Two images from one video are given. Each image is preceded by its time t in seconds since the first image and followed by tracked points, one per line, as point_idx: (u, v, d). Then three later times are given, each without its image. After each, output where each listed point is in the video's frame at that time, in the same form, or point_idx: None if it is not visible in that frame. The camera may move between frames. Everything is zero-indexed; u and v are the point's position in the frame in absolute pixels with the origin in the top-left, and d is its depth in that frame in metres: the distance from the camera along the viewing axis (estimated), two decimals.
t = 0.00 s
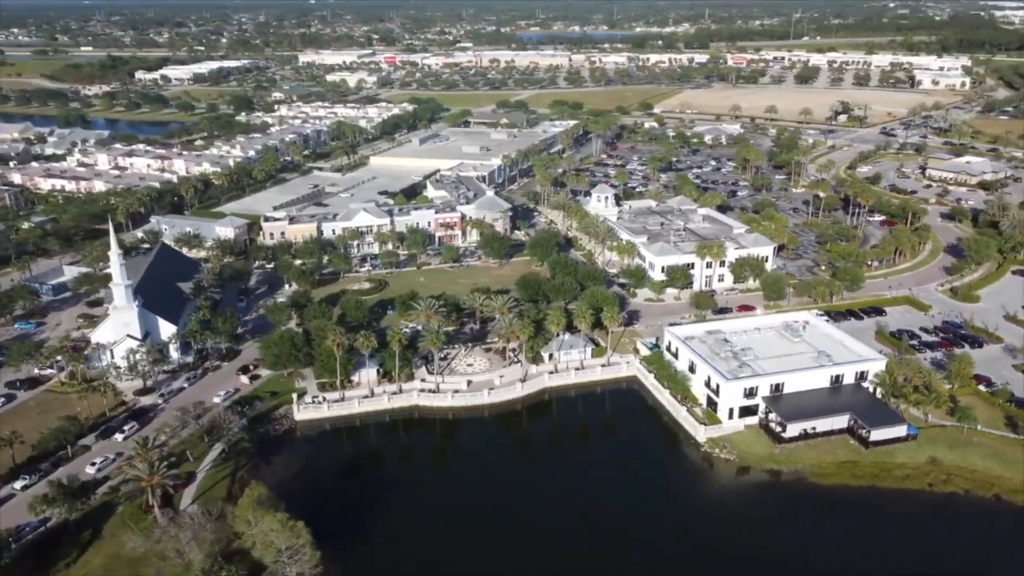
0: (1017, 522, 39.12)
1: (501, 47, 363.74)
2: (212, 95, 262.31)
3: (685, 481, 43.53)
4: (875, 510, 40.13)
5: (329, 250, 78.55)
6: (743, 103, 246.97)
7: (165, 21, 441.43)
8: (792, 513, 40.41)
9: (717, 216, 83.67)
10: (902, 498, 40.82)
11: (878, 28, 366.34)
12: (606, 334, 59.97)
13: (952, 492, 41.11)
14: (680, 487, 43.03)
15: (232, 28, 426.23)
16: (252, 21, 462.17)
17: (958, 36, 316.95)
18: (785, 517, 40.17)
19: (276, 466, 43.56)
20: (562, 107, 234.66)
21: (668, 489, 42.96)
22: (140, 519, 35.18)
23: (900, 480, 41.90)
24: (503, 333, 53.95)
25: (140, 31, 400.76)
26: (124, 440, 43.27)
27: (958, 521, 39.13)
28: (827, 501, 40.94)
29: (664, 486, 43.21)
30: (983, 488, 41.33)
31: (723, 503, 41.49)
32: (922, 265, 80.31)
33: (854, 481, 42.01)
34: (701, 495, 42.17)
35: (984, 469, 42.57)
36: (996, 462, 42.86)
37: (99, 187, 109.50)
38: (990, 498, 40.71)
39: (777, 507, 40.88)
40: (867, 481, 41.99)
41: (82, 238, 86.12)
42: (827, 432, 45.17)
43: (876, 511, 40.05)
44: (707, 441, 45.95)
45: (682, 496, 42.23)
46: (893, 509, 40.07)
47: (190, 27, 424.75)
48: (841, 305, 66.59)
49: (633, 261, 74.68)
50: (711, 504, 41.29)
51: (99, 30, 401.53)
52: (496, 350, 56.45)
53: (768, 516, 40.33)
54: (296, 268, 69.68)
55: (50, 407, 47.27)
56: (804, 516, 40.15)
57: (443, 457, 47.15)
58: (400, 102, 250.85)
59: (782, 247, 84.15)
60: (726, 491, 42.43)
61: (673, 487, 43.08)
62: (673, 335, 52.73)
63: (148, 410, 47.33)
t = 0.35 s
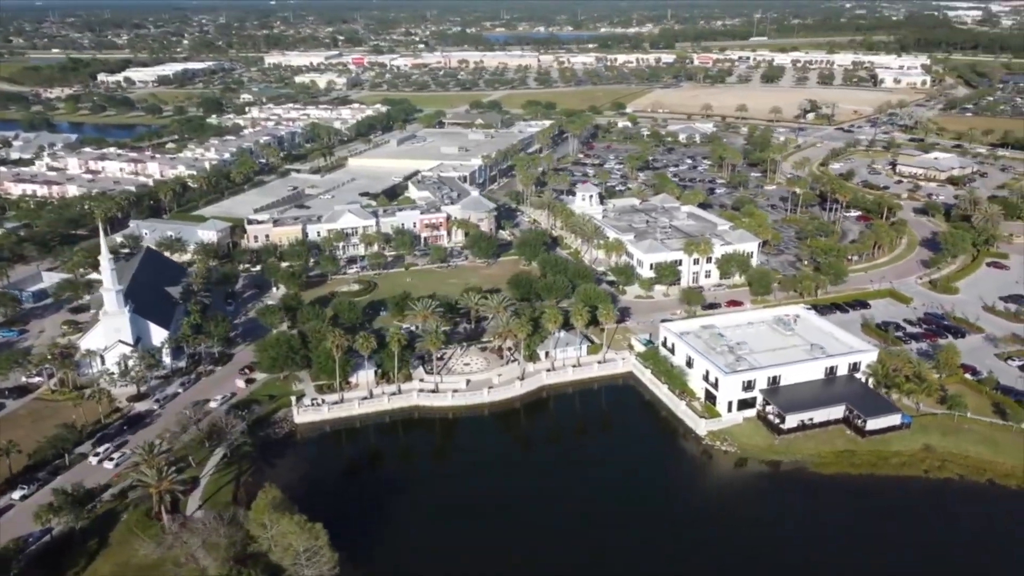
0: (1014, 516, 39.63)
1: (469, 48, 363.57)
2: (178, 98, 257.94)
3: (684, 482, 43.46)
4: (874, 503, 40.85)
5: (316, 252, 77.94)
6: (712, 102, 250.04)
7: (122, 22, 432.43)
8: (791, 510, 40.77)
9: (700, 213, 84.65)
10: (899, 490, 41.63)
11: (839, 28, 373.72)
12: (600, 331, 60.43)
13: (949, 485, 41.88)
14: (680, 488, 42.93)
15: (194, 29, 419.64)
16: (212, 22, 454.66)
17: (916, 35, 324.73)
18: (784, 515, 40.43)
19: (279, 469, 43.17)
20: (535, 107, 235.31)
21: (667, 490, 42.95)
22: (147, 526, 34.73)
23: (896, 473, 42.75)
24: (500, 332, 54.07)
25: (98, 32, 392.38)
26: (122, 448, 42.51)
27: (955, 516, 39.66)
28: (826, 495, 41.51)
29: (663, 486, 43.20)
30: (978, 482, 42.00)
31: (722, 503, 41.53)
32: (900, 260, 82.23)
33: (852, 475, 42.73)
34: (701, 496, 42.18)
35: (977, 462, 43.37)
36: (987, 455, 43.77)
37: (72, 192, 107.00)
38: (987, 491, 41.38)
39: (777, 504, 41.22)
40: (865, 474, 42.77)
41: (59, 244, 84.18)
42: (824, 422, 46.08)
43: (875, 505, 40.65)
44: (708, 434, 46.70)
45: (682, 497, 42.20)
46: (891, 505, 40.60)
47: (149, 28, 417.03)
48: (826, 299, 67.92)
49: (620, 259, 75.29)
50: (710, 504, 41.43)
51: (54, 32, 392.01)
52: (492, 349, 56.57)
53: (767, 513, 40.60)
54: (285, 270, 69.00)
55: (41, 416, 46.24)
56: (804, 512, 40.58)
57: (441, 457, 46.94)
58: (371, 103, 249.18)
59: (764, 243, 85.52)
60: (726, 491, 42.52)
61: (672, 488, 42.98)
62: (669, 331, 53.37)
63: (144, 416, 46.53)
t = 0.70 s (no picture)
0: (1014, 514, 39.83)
1: (436, 49, 362.83)
2: (142, 100, 252.97)
3: (685, 482, 43.42)
4: (874, 496, 41.39)
5: (302, 254, 77.28)
6: (681, 101, 252.83)
7: (78, 23, 422.27)
8: (791, 507, 41.04)
9: (683, 210, 85.68)
10: (899, 484, 42.23)
11: (799, 28, 381.00)
12: (593, 327, 60.87)
13: (949, 480, 42.29)
14: (680, 489, 42.93)
15: (154, 30, 411.99)
16: (172, 23, 446.29)
17: (875, 34, 332.24)
18: (786, 514, 40.51)
19: (284, 472, 42.82)
20: (507, 107, 235.55)
21: (667, 489, 43.00)
22: (157, 532, 34.21)
23: (896, 467, 43.38)
24: (498, 329, 54.24)
25: (54, 34, 383.06)
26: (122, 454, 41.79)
27: (954, 513, 40.00)
28: (826, 491, 41.90)
29: (664, 486, 43.23)
30: (978, 479, 42.35)
31: (723, 502, 41.55)
32: (878, 253, 84.30)
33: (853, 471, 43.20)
34: (701, 496, 42.14)
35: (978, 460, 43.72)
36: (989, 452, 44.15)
37: (43, 197, 104.47)
38: (987, 488, 41.60)
39: (777, 502, 41.41)
40: (865, 469, 43.33)
41: (35, 250, 82.18)
42: (821, 411, 47.13)
43: (875, 502, 41.03)
44: (709, 425, 47.43)
45: (682, 497, 42.21)
46: (892, 503, 40.89)
47: (106, 29, 408.08)
48: (811, 292, 69.36)
49: (608, 256, 75.97)
50: (711, 502, 41.56)
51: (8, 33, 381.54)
52: (489, 347, 56.72)
53: (767, 512, 40.74)
54: (273, 273, 68.25)
55: (35, 425, 45.23)
56: (804, 509, 40.86)
57: (440, 458, 46.86)
58: (341, 104, 247.14)
59: (746, 238, 86.94)
60: (726, 489, 42.59)
61: (672, 488, 42.99)
62: (665, 325, 54.03)
63: (140, 421, 45.70)
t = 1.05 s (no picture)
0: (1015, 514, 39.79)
1: (405, 49, 360.83)
2: (107, 102, 247.75)
3: (685, 482, 43.30)
4: (874, 492, 41.74)
5: (289, 255, 76.56)
6: (651, 100, 254.99)
7: (35, 24, 411.85)
8: (792, 505, 41.07)
9: (667, 206, 86.61)
10: (898, 479, 42.67)
11: (762, 28, 386.69)
12: (587, 323, 61.26)
13: (950, 479, 42.43)
14: (680, 489, 42.78)
15: (113, 31, 403.55)
16: (131, 24, 437.57)
17: (837, 34, 338.71)
18: (787, 513, 40.38)
19: (287, 473, 42.43)
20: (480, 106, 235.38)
21: (667, 489, 42.87)
22: (166, 536, 33.87)
23: (895, 463, 43.74)
24: (495, 327, 54.41)
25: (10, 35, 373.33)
26: (122, 460, 41.16)
27: (953, 510, 40.05)
28: (825, 488, 42.11)
29: (664, 486, 43.09)
30: (978, 479, 42.40)
31: (723, 502, 41.45)
32: (858, 247, 86.14)
33: (853, 469, 43.37)
34: (700, 496, 42.01)
35: (978, 460, 43.89)
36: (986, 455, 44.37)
37: (15, 200, 101.88)
38: (987, 490, 41.57)
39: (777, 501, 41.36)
40: (865, 465, 43.67)
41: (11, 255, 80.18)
42: (816, 401, 48.13)
43: (875, 499, 41.15)
44: (708, 417, 48.16)
45: (682, 497, 42.05)
46: (892, 502, 40.93)
47: (64, 30, 398.72)
48: (797, 286, 70.63)
49: (595, 253, 76.50)
50: (711, 500, 41.60)
51: None
52: (485, 345, 56.86)
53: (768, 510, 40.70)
54: (261, 274, 67.49)
55: (29, 431, 44.33)
56: (804, 506, 40.91)
57: (439, 458, 46.45)
58: (311, 105, 244.77)
59: (729, 234, 88.12)
60: (726, 488, 42.50)
61: (673, 488, 42.83)
62: (659, 320, 54.69)
63: (137, 426, 45.07)
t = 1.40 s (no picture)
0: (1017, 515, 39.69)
1: (371, 49, 358.40)
2: (66, 105, 241.64)
3: (686, 481, 43.57)
4: (872, 484, 42.39)
5: (275, 257, 75.82)
6: (620, 99, 256.91)
7: None
8: (792, 502, 41.38)
9: (650, 203, 87.47)
10: (896, 474, 43.26)
11: (725, 27, 392.53)
12: (579, 319, 61.78)
13: (950, 477, 42.68)
14: (680, 487, 43.03)
15: (68, 32, 393.25)
16: (86, 25, 427.21)
17: (798, 33, 345.27)
18: (787, 512, 40.67)
19: (292, 474, 42.04)
20: (451, 107, 234.93)
21: (668, 489, 42.98)
22: (177, 542, 33.50)
23: (894, 460, 44.19)
24: (491, 324, 54.65)
25: None
26: (122, 467, 40.50)
27: (953, 508, 40.21)
28: (825, 486, 42.52)
29: (664, 486, 43.18)
30: (980, 478, 42.42)
31: (722, 500, 41.68)
32: (834, 241, 88.24)
33: (852, 466, 43.81)
34: (700, 495, 42.22)
35: (979, 458, 44.03)
36: (989, 453, 44.40)
37: None
38: (990, 490, 41.49)
39: (777, 499, 41.61)
40: (864, 462, 44.18)
41: None
42: (810, 391, 49.23)
43: (875, 496, 41.45)
44: (707, 409, 49.00)
45: (682, 496, 42.26)
46: (893, 500, 41.06)
47: (16, 32, 387.60)
48: (781, 280, 72.10)
49: (582, 250, 77.15)
50: (711, 499, 41.81)
51: None
52: (481, 343, 57.06)
53: (768, 508, 40.97)
54: (248, 276, 66.69)
55: (23, 440, 43.41)
56: (804, 503, 41.26)
57: (440, 459, 46.29)
58: (279, 106, 241.89)
59: (711, 229, 89.39)
60: (726, 487, 42.77)
61: (673, 488, 43.06)
62: (653, 315, 55.45)
63: (135, 432, 44.37)
